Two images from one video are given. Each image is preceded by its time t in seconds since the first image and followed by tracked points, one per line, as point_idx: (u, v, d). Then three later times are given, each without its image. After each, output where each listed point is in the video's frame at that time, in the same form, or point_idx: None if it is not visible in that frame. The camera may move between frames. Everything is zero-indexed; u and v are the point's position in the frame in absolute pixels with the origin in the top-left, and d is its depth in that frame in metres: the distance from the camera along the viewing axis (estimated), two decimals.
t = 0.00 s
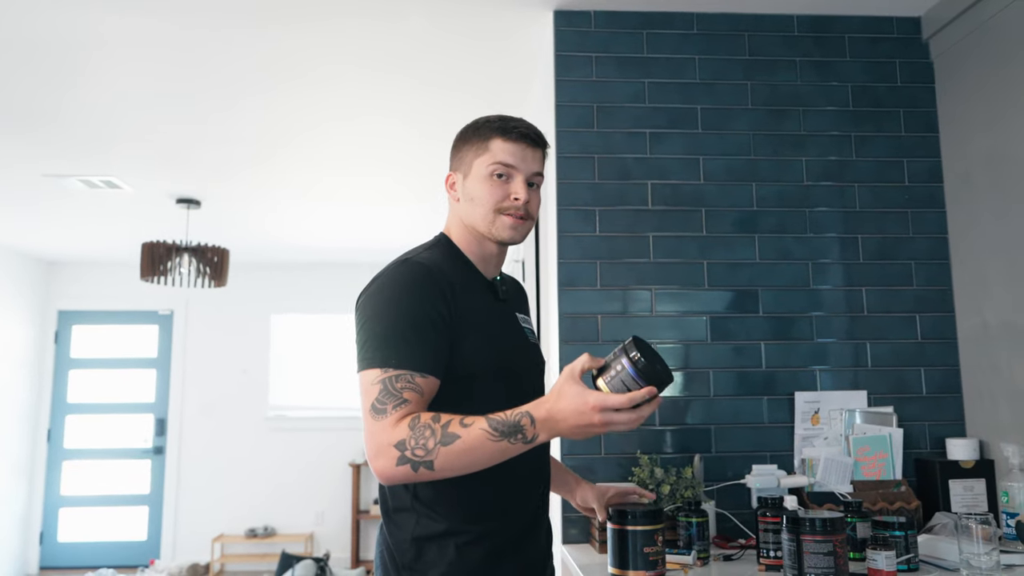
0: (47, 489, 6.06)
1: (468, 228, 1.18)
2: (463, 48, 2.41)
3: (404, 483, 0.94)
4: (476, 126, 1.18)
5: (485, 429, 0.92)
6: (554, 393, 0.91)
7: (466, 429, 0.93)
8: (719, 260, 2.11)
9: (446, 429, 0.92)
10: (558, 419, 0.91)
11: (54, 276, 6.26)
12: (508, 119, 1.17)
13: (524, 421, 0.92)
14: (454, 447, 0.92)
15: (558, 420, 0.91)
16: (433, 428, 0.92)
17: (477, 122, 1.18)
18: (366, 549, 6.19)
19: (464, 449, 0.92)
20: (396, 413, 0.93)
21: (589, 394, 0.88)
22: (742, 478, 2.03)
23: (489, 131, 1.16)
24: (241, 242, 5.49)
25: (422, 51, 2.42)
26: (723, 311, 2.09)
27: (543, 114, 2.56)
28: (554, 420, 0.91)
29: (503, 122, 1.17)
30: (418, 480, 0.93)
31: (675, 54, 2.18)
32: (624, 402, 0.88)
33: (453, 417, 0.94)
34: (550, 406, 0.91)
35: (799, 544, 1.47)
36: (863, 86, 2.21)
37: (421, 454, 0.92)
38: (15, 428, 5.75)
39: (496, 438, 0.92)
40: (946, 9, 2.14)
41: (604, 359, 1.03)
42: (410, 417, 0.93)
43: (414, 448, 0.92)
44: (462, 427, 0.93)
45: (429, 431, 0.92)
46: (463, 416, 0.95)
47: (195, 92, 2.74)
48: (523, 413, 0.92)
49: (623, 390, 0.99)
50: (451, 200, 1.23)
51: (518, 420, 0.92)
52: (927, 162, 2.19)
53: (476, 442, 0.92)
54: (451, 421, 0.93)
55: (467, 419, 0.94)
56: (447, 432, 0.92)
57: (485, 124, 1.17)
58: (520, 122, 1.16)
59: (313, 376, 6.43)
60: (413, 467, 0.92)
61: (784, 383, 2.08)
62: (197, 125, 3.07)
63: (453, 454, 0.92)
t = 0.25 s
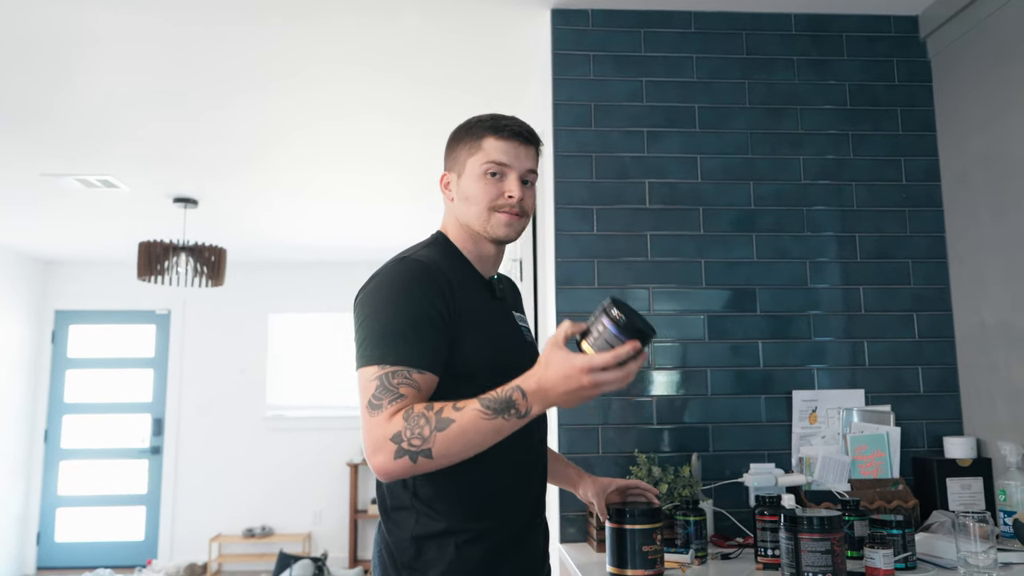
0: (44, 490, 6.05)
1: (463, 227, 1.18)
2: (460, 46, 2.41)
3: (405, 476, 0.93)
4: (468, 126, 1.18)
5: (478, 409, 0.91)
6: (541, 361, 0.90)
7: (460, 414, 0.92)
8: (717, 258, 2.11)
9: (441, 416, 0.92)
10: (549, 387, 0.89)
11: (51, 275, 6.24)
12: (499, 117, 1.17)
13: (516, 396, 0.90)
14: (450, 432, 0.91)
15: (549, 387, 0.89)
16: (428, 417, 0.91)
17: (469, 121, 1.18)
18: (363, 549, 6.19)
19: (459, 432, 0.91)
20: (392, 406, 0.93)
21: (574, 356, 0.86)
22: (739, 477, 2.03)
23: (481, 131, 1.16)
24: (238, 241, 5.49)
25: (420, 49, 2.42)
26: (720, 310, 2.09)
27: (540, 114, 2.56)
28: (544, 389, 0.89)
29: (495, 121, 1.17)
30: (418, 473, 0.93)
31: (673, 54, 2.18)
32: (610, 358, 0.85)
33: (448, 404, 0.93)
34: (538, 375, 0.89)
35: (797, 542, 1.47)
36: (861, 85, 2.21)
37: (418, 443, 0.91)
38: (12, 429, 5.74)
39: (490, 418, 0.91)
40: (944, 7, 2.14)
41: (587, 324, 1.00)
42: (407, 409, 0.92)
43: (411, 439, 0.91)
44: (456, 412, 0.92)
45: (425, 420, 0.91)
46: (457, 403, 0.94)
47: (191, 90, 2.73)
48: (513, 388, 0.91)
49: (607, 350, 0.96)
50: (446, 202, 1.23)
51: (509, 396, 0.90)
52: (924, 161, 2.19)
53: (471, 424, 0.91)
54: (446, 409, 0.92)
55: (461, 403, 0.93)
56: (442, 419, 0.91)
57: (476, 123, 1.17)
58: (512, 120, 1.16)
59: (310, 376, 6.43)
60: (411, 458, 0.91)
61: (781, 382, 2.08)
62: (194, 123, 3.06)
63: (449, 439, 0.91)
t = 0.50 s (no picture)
0: (42, 489, 6.04)
1: (459, 227, 1.17)
2: (458, 45, 2.40)
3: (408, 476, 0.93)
4: (461, 125, 1.18)
5: (481, 409, 0.91)
6: (543, 361, 0.90)
7: (463, 413, 0.92)
8: (715, 257, 2.11)
9: (444, 415, 0.91)
10: (553, 387, 0.90)
11: (48, 275, 6.23)
12: (493, 116, 1.17)
13: (519, 397, 0.90)
14: (453, 432, 0.91)
15: (553, 387, 0.89)
16: (431, 416, 0.91)
17: (463, 121, 1.18)
18: (361, 548, 6.19)
19: (463, 432, 0.91)
20: (394, 406, 0.92)
21: (576, 355, 0.87)
22: (738, 476, 2.03)
23: (475, 130, 1.16)
24: (237, 241, 5.48)
25: (418, 48, 2.41)
26: (718, 309, 2.09)
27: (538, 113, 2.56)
28: (548, 390, 0.90)
29: (488, 120, 1.16)
30: (422, 473, 0.92)
31: (671, 52, 2.17)
32: (609, 353, 0.86)
33: (451, 404, 0.93)
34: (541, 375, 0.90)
35: (795, 542, 1.47)
36: (859, 84, 2.21)
37: (422, 443, 0.91)
38: (10, 428, 5.73)
39: (494, 419, 0.91)
40: (942, 6, 2.14)
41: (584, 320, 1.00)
42: (409, 409, 0.92)
43: (414, 438, 0.91)
44: (460, 411, 0.92)
45: (428, 419, 0.91)
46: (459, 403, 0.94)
47: (188, 89, 2.72)
48: (516, 389, 0.91)
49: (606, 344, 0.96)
50: (441, 202, 1.23)
51: (513, 397, 0.90)
52: (922, 160, 2.19)
53: (475, 425, 0.91)
54: (449, 408, 0.92)
55: (464, 403, 0.93)
56: (445, 418, 0.91)
57: (470, 122, 1.17)
58: (505, 119, 1.16)
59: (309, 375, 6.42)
60: (415, 458, 0.91)
61: (779, 381, 2.08)
62: (191, 122, 3.05)
63: (453, 439, 0.91)
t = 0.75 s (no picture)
0: (41, 489, 6.03)
1: (458, 227, 1.17)
2: (457, 44, 2.40)
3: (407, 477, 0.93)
4: (461, 125, 1.18)
5: (482, 415, 0.91)
6: (547, 372, 0.90)
7: (464, 419, 0.92)
8: (714, 256, 2.11)
9: (444, 419, 0.91)
10: (555, 399, 0.90)
11: (46, 275, 6.22)
12: (492, 116, 1.17)
13: (521, 405, 0.90)
14: (454, 436, 0.91)
15: (556, 399, 0.90)
16: (432, 419, 0.91)
17: (462, 121, 1.18)
18: (360, 548, 6.19)
19: (463, 438, 0.91)
20: (394, 407, 0.92)
21: (581, 369, 0.87)
22: (737, 474, 2.03)
23: (474, 130, 1.16)
24: (235, 240, 5.48)
25: (417, 47, 2.41)
26: (718, 308, 2.09)
27: (537, 112, 2.56)
28: (550, 401, 0.90)
29: (488, 120, 1.16)
30: (421, 475, 0.92)
31: (670, 51, 2.17)
32: (617, 369, 0.86)
33: (452, 408, 0.93)
34: (545, 386, 0.90)
35: (795, 540, 1.47)
36: (858, 83, 2.21)
37: (422, 446, 0.91)
38: (8, 428, 5.72)
39: (495, 426, 0.91)
40: (940, 5, 2.14)
41: (593, 333, 1.01)
42: (409, 410, 0.92)
43: (414, 440, 0.91)
44: (461, 416, 0.92)
45: (428, 422, 0.91)
46: (460, 407, 0.94)
47: (187, 88, 2.71)
48: (519, 397, 0.91)
49: (613, 360, 0.97)
50: (439, 201, 1.23)
51: (515, 405, 0.90)
52: (921, 159, 2.19)
53: (475, 430, 0.91)
54: (449, 412, 0.92)
55: (465, 408, 0.93)
56: (447, 422, 0.91)
57: (470, 122, 1.17)
58: (504, 119, 1.16)
59: (307, 375, 6.42)
60: (415, 460, 0.91)
61: (778, 380, 2.08)
62: (190, 122, 3.05)
63: (453, 444, 0.91)
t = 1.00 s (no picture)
0: (41, 489, 6.03)
1: (462, 228, 1.17)
2: (458, 43, 2.40)
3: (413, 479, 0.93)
4: (469, 124, 1.16)
5: (490, 418, 0.91)
6: (556, 376, 0.90)
7: (470, 421, 0.92)
8: (714, 255, 2.11)
9: (451, 421, 0.91)
10: (563, 402, 0.89)
11: (46, 274, 6.22)
12: (502, 119, 1.16)
13: (528, 409, 0.90)
14: (461, 438, 0.91)
15: (564, 403, 0.89)
16: (439, 421, 0.91)
17: (471, 120, 1.17)
18: (361, 547, 6.19)
19: (469, 440, 0.91)
20: (400, 408, 0.92)
21: (591, 374, 0.87)
22: (737, 473, 2.03)
23: (484, 133, 1.15)
24: (235, 240, 5.48)
25: (418, 46, 2.41)
26: (718, 307, 2.10)
27: (537, 112, 2.56)
28: (558, 405, 0.90)
29: (498, 124, 1.16)
30: (427, 477, 0.92)
31: (670, 50, 2.18)
32: (627, 374, 0.87)
33: (458, 410, 0.93)
34: (554, 390, 0.90)
35: (796, 538, 1.47)
36: (858, 82, 2.21)
37: (428, 447, 0.91)
38: (8, 428, 5.72)
39: (502, 429, 0.91)
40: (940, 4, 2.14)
41: (602, 338, 1.02)
42: (415, 412, 0.92)
43: (420, 442, 0.91)
44: (467, 419, 0.92)
45: (434, 424, 0.91)
46: (466, 409, 0.94)
47: (186, 87, 2.71)
48: (526, 401, 0.91)
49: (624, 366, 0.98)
50: (440, 199, 1.22)
51: (522, 408, 0.90)
52: (921, 158, 2.20)
53: (481, 433, 0.91)
54: (456, 414, 0.92)
55: (472, 411, 0.93)
56: (453, 424, 0.91)
57: (479, 123, 1.15)
58: (514, 124, 1.16)
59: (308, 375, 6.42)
60: (420, 461, 0.91)
61: (778, 378, 2.08)
62: (190, 121, 3.05)
63: (459, 446, 0.91)
